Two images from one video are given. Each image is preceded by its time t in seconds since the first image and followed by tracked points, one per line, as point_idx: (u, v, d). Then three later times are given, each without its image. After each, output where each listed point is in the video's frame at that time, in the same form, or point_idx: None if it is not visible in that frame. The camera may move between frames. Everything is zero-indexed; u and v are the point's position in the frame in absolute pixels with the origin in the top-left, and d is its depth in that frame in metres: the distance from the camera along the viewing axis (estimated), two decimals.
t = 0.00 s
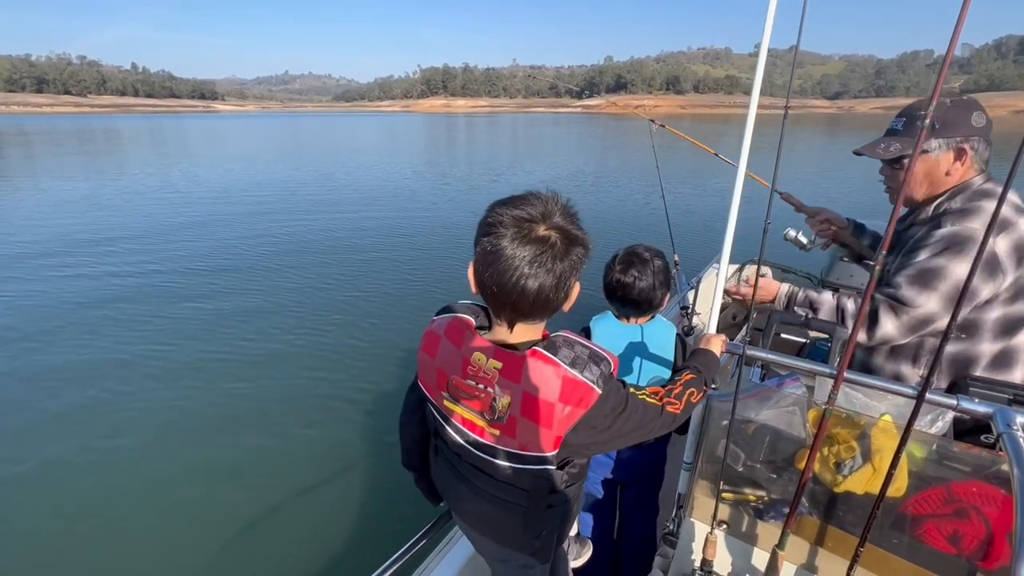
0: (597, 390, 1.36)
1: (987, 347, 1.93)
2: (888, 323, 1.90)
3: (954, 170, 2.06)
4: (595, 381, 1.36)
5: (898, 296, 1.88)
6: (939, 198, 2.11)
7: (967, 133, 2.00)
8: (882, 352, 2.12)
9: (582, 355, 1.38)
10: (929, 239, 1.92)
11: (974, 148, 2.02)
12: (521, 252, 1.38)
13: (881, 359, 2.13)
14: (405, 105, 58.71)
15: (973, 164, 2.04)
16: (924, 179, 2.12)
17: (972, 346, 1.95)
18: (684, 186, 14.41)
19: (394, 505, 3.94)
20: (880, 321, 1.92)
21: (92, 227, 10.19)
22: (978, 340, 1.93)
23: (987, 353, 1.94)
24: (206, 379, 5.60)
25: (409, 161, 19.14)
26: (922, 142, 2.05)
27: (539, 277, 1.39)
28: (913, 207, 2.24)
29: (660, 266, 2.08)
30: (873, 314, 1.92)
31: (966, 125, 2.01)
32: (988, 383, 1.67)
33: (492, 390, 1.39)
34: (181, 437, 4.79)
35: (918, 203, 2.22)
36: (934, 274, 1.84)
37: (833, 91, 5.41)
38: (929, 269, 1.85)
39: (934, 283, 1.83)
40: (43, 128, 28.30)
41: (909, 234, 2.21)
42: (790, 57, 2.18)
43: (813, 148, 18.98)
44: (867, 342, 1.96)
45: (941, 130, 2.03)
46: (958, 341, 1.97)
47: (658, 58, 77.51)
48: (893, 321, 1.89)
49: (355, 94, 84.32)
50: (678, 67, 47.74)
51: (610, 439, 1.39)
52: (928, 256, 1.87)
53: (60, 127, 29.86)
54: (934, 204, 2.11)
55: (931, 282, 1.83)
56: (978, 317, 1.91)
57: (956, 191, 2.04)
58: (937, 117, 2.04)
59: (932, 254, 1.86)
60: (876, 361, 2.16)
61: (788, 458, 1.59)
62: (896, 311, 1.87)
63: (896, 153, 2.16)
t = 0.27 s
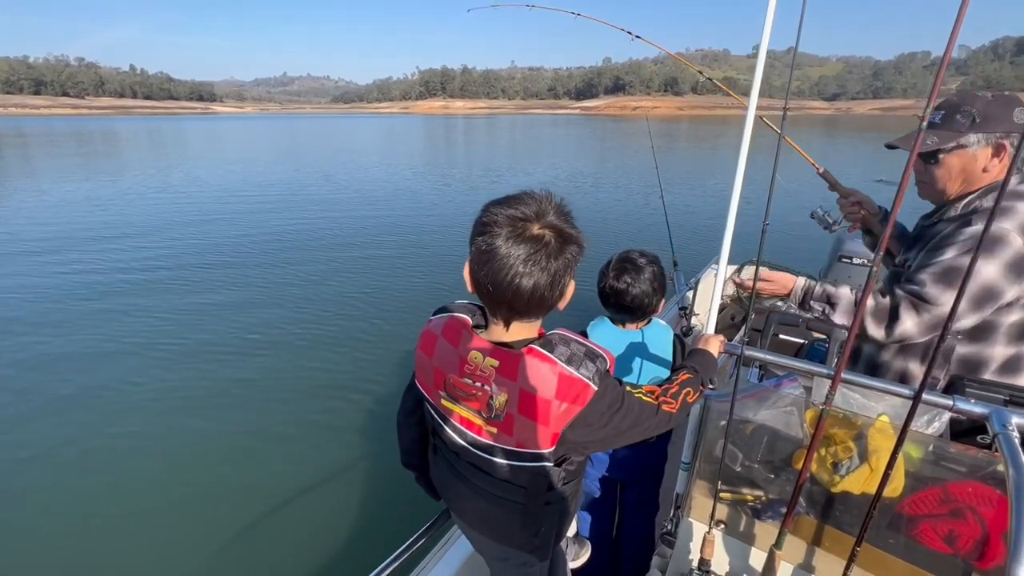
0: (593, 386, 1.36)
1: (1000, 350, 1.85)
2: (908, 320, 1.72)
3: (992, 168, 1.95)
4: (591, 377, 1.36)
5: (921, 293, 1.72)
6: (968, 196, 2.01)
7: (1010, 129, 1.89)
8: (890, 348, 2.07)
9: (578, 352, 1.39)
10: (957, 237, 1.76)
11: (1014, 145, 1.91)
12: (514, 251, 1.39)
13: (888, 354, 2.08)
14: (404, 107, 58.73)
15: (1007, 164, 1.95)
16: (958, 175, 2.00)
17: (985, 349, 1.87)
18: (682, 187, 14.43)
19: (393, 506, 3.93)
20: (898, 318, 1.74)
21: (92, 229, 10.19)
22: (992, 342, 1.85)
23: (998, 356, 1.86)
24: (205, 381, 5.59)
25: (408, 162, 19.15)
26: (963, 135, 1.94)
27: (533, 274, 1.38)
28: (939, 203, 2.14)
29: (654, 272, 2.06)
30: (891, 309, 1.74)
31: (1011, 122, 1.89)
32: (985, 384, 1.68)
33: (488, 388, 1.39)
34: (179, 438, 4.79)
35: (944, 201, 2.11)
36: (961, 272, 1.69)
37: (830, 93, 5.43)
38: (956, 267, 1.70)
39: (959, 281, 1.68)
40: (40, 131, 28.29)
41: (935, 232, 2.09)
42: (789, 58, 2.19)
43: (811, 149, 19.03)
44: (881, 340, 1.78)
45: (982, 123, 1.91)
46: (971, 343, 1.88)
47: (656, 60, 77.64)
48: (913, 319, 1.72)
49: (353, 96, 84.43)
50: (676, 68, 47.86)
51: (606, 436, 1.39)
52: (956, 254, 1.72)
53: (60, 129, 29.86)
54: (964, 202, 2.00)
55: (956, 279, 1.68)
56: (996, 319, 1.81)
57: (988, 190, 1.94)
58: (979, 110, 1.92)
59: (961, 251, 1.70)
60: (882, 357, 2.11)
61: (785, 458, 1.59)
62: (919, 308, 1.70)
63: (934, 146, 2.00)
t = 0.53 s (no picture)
0: (586, 383, 1.36)
1: (1007, 355, 1.83)
2: (924, 321, 1.70)
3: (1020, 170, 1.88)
4: (584, 374, 1.37)
5: (937, 294, 1.71)
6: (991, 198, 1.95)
7: None
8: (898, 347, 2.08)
9: (571, 349, 1.41)
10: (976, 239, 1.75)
11: None
12: (507, 249, 1.40)
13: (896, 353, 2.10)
14: (401, 108, 58.69)
15: None
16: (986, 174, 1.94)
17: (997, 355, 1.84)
18: (679, 188, 14.45)
19: (391, 508, 3.93)
20: (913, 318, 1.72)
21: (88, 230, 10.14)
22: (1000, 347, 1.83)
23: (1009, 362, 1.84)
24: (202, 382, 5.57)
25: (406, 164, 19.13)
26: (992, 135, 1.87)
27: (525, 273, 1.39)
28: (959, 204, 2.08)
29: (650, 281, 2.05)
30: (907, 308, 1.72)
31: None
32: (979, 385, 1.68)
33: (483, 386, 1.40)
34: (175, 440, 4.77)
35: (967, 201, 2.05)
36: (978, 275, 1.69)
37: (827, 94, 5.44)
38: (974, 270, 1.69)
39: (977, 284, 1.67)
40: (36, 132, 28.14)
41: (951, 233, 2.06)
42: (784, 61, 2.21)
43: (807, 151, 19.08)
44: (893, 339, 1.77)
45: (1012, 124, 1.85)
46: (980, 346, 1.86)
47: (653, 61, 77.82)
48: (928, 319, 1.70)
49: (351, 97, 84.38)
50: (673, 70, 47.96)
51: (601, 433, 1.39)
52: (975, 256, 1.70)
53: (56, 130, 29.76)
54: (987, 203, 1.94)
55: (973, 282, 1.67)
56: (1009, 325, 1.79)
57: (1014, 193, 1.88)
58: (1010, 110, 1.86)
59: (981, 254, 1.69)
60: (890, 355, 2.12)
61: (781, 458, 1.60)
62: (935, 308, 1.68)
63: (962, 144, 1.90)
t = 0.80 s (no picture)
0: (579, 379, 1.37)
1: (1012, 360, 1.74)
2: (924, 319, 1.62)
3: None
4: (577, 370, 1.37)
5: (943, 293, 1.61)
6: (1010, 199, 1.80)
7: None
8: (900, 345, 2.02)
9: (564, 347, 1.41)
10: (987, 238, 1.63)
11: None
12: (498, 248, 1.41)
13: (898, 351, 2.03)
14: (398, 110, 58.66)
15: None
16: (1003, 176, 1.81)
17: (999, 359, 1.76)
18: (676, 189, 14.50)
19: (387, 509, 3.93)
20: (914, 316, 1.64)
21: (85, 233, 10.11)
22: (1005, 351, 1.74)
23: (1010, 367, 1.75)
24: (200, 384, 5.56)
25: (403, 165, 19.12)
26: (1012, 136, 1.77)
27: (517, 271, 1.40)
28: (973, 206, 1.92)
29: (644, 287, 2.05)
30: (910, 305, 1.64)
31: None
32: (971, 386, 1.61)
33: (478, 384, 1.40)
34: (171, 442, 4.75)
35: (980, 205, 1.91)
36: (988, 275, 1.57)
37: (822, 95, 5.47)
38: (982, 270, 1.58)
39: (983, 285, 1.57)
40: (30, 134, 27.98)
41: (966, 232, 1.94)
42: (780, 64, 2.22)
43: (803, 153, 19.19)
44: (894, 337, 1.69)
45: None
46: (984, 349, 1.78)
47: (650, 63, 78.08)
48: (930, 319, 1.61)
49: (347, 99, 84.31)
50: (670, 72, 48.12)
51: (594, 431, 1.39)
52: (984, 255, 1.59)
53: (52, 133, 29.67)
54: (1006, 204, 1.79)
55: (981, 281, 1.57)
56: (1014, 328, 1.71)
57: None
58: None
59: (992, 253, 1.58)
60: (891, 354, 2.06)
61: (776, 459, 1.61)
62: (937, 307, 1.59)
63: (981, 143, 1.84)
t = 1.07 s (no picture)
0: (573, 379, 1.37)
1: (1011, 362, 1.75)
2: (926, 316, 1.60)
3: None
4: (571, 370, 1.37)
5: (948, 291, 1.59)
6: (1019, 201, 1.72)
7: None
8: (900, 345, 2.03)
9: (558, 347, 1.41)
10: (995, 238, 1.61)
11: None
12: (489, 248, 1.41)
13: (897, 351, 2.04)
14: (395, 111, 58.58)
15: None
16: (1012, 177, 1.73)
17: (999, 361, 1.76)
18: (672, 190, 14.53)
19: (383, 511, 3.91)
20: (916, 312, 1.62)
21: (78, 234, 10.04)
22: (1006, 354, 1.74)
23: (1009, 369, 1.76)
24: (195, 386, 5.52)
25: (400, 167, 19.07)
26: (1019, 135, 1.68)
27: (508, 270, 1.40)
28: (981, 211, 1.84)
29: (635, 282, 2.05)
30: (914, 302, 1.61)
31: None
32: (964, 385, 1.61)
33: (472, 385, 1.40)
34: (166, 444, 4.72)
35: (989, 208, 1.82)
36: (993, 275, 1.55)
37: (818, 97, 5.49)
38: (988, 269, 1.56)
39: (987, 284, 1.55)
40: (24, 135, 27.82)
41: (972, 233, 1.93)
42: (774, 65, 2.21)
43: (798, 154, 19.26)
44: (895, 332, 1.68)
45: None
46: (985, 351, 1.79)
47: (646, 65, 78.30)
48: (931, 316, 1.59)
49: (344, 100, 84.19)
50: (666, 73, 48.27)
51: (589, 432, 1.39)
52: (991, 254, 1.57)
53: (46, 134, 29.50)
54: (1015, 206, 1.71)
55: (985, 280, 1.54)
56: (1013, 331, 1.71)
57: None
58: None
59: (1000, 252, 1.56)
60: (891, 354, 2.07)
61: (771, 460, 1.62)
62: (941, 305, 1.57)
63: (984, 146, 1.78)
